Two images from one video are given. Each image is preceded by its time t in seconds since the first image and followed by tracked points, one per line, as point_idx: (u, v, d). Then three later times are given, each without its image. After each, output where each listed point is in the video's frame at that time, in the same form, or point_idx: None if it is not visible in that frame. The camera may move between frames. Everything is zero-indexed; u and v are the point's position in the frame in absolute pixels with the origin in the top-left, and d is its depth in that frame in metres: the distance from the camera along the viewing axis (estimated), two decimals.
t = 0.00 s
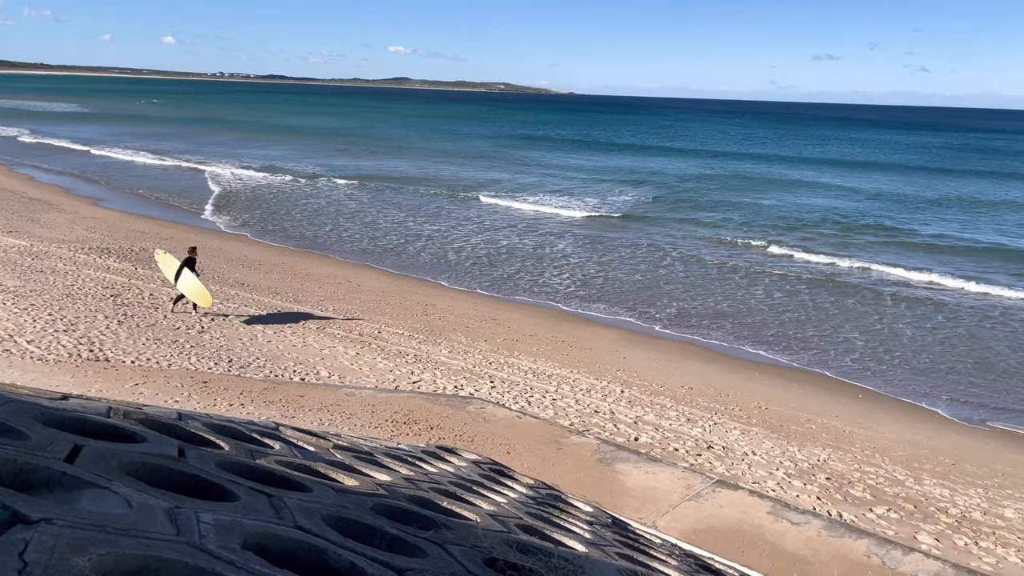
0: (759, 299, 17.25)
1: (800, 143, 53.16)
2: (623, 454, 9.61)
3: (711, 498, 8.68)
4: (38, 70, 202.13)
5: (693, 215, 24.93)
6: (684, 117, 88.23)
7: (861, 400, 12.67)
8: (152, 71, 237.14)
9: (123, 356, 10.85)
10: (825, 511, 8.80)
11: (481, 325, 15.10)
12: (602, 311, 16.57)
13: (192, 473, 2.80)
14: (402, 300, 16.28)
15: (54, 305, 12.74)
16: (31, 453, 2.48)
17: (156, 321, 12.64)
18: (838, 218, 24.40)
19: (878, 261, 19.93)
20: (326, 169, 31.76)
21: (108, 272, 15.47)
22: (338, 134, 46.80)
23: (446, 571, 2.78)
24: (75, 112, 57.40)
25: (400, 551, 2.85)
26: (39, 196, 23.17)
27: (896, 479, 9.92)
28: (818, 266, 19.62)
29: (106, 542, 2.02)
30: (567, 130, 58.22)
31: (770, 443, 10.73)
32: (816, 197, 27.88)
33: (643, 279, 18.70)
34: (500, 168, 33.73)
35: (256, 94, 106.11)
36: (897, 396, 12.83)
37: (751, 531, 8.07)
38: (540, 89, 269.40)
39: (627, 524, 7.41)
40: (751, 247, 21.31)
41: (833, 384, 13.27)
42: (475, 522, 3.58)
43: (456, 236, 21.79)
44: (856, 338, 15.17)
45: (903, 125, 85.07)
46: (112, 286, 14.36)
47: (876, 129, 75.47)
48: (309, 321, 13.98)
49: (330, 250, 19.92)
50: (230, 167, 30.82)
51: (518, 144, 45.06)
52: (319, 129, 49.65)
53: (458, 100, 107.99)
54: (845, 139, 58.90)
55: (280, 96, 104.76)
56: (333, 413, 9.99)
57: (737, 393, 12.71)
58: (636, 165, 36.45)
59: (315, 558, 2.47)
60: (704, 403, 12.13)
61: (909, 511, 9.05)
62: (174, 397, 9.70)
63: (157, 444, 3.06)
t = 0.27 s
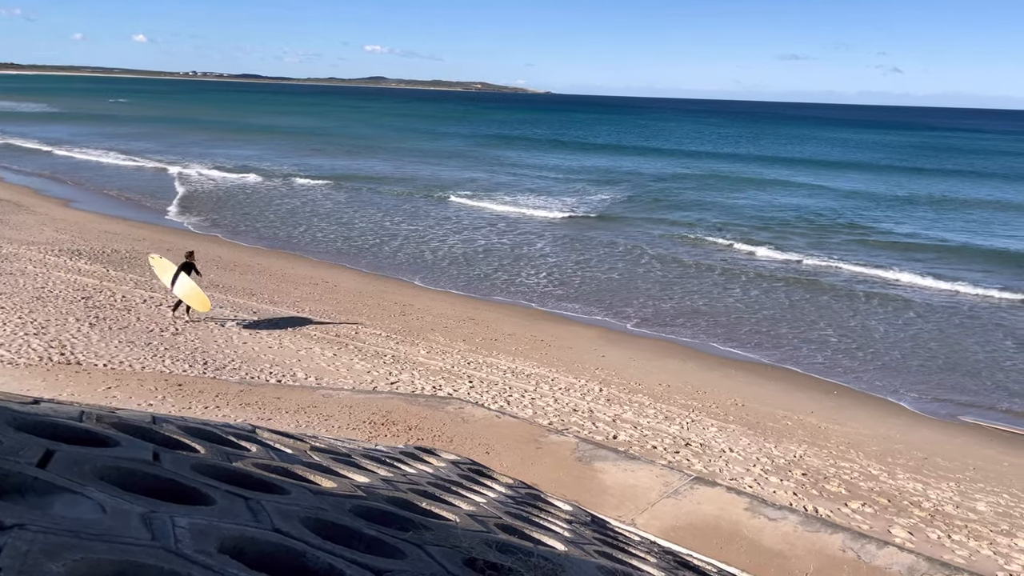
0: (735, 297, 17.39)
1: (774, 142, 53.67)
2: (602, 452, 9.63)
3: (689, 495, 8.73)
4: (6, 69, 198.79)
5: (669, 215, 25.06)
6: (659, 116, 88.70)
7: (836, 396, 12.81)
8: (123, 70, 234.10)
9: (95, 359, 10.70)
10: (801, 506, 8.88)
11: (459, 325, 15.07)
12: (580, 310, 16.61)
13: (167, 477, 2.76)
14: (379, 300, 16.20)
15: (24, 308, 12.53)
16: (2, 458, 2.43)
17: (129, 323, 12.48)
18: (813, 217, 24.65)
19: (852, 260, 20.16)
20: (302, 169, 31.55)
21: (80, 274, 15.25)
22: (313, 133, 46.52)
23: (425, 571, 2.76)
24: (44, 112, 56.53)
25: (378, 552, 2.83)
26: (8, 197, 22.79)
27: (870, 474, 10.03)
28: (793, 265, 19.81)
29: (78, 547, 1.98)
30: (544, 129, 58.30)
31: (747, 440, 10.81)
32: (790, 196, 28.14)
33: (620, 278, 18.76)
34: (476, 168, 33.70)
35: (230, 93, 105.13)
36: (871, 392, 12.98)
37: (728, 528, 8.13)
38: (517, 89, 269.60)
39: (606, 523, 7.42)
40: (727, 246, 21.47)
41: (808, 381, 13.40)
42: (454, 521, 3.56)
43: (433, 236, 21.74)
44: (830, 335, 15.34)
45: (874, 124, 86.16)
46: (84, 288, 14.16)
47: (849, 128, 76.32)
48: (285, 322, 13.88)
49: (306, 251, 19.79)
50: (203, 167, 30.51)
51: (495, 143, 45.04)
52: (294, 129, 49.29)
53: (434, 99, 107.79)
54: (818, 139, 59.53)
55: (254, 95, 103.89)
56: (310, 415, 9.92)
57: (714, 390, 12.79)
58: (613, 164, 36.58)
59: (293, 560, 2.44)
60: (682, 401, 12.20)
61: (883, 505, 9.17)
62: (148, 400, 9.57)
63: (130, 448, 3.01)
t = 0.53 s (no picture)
0: (708, 295, 17.53)
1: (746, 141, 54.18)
2: (578, 450, 9.67)
3: (665, 492, 8.78)
4: None
5: (644, 213, 25.19)
6: (633, 115, 89.12)
7: (808, 392, 12.96)
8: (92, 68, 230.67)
9: (64, 362, 10.53)
10: (776, 501, 8.98)
11: (435, 325, 15.05)
12: (555, 309, 16.65)
13: (140, 481, 2.72)
14: (354, 301, 16.11)
15: None
16: None
17: (99, 326, 12.30)
18: (785, 216, 24.91)
19: (823, 258, 20.40)
20: (274, 169, 31.29)
21: (48, 276, 15.01)
22: (286, 133, 46.16)
23: (403, 572, 2.75)
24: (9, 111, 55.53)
25: (355, 553, 2.81)
26: None
27: (843, 469, 10.16)
28: (765, 263, 20.01)
29: (49, 553, 1.95)
30: (519, 129, 58.35)
31: (722, 436, 10.90)
32: (763, 195, 28.43)
33: (595, 276, 18.84)
34: (451, 167, 33.64)
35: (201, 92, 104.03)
36: (842, 388, 13.15)
37: (704, 523, 8.19)
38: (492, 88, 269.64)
39: (583, 521, 7.45)
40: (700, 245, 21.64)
41: (781, 377, 13.54)
42: (432, 521, 3.55)
43: (407, 236, 21.66)
44: (802, 332, 15.51)
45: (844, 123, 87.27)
46: (52, 291, 13.93)
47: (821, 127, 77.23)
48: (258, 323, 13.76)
49: (279, 251, 19.63)
50: (174, 167, 30.14)
51: (470, 142, 45.00)
52: (267, 128, 48.87)
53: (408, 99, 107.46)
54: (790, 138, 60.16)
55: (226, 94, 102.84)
56: (285, 416, 9.84)
57: (689, 387, 12.89)
58: (587, 163, 36.72)
59: (269, 563, 2.42)
60: (657, 398, 12.27)
61: (856, 499, 9.29)
62: (119, 403, 9.44)
63: (102, 452, 2.97)
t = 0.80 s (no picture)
0: (682, 294, 17.65)
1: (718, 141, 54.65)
2: (554, 449, 9.68)
3: (641, 489, 8.83)
4: None
5: (618, 213, 25.30)
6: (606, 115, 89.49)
7: (781, 388, 13.10)
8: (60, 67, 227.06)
9: (32, 366, 10.34)
10: (750, 497, 9.06)
11: (410, 325, 15.00)
12: (530, 308, 16.67)
13: (110, 485, 2.68)
14: (328, 301, 16.02)
15: None
16: None
17: (67, 328, 12.10)
18: (757, 215, 25.15)
19: (795, 256, 20.63)
20: (246, 168, 30.99)
21: (14, 278, 14.74)
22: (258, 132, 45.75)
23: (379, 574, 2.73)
24: None
25: (331, 556, 2.79)
26: None
27: (816, 464, 10.28)
28: (738, 261, 20.19)
29: (17, 560, 1.92)
30: (493, 128, 58.34)
31: (697, 434, 10.98)
32: (735, 194, 28.67)
33: (569, 276, 18.89)
34: (425, 167, 33.55)
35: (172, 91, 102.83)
36: (814, 385, 13.30)
37: (679, 520, 8.25)
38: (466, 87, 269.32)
39: (560, 519, 7.46)
40: (674, 244, 21.78)
41: (754, 374, 13.66)
42: (408, 522, 3.54)
43: (382, 236, 21.57)
44: (774, 329, 15.67)
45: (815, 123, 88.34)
46: (18, 293, 13.68)
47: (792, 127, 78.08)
48: (231, 325, 13.63)
49: (252, 252, 19.46)
50: (143, 168, 29.74)
51: (444, 142, 44.92)
52: (239, 127, 48.39)
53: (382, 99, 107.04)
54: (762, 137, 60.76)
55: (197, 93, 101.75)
56: (259, 419, 9.75)
57: (664, 385, 12.96)
58: (561, 163, 36.82)
59: (243, 567, 2.39)
60: (632, 396, 12.33)
61: (828, 494, 9.41)
62: (88, 407, 9.29)
63: (71, 456, 2.92)
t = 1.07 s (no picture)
0: (656, 292, 17.77)
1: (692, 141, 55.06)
2: (530, 448, 9.71)
3: (616, 487, 8.88)
4: None
5: (593, 212, 25.39)
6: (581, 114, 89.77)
7: (754, 385, 13.24)
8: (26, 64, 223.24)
9: None
10: (724, 493, 9.15)
11: (384, 325, 14.96)
12: (505, 307, 16.70)
13: (78, 489, 2.65)
14: (302, 302, 15.92)
15: None
16: None
17: (35, 330, 11.90)
18: (729, 215, 25.40)
19: (767, 256, 20.85)
20: (218, 168, 30.68)
21: None
22: (230, 131, 45.30)
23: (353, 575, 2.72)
24: None
25: (305, 557, 2.78)
26: None
27: (788, 460, 10.41)
28: (711, 260, 20.37)
29: None
30: (468, 127, 58.28)
31: (671, 431, 11.07)
32: (708, 194, 28.91)
33: (545, 275, 18.94)
34: (400, 166, 33.44)
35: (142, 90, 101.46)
36: (786, 381, 13.46)
37: (654, 517, 8.31)
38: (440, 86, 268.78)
39: (535, 518, 7.49)
40: (648, 243, 21.92)
41: (728, 372, 13.80)
42: (383, 523, 3.54)
43: (356, 235, 21.48)
44: (747, 327, 15.84)
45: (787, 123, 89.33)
46: None
47: (764, 127, 78.88)
48: (203, 326, 13.50)
49: (223, 252, 19.27)
50: (112, 167, 29.33)
51: (418, 141, 44.80)
52: (211, 126, 47.86)
53: (355, 98, 106.49)
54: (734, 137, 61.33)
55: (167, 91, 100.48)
56: (231, 420, 9.67)
57: (639, 383, 13.05)
58: (536, 162, 36.90)
59: (215, 570, 2.38)
60: (607, 394, 12.40)
61: (800, 489, 9.53)
62: (56, 410, 9.15)
63: (38, 460, 2.88)
